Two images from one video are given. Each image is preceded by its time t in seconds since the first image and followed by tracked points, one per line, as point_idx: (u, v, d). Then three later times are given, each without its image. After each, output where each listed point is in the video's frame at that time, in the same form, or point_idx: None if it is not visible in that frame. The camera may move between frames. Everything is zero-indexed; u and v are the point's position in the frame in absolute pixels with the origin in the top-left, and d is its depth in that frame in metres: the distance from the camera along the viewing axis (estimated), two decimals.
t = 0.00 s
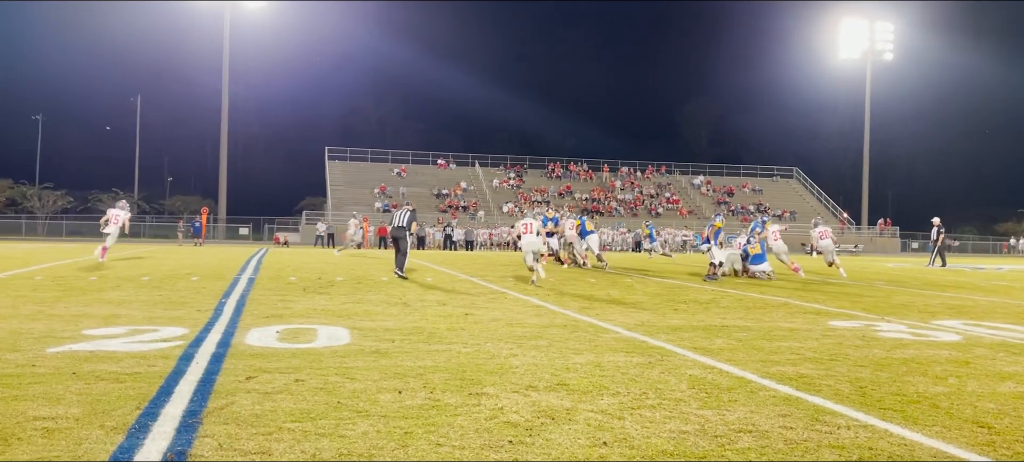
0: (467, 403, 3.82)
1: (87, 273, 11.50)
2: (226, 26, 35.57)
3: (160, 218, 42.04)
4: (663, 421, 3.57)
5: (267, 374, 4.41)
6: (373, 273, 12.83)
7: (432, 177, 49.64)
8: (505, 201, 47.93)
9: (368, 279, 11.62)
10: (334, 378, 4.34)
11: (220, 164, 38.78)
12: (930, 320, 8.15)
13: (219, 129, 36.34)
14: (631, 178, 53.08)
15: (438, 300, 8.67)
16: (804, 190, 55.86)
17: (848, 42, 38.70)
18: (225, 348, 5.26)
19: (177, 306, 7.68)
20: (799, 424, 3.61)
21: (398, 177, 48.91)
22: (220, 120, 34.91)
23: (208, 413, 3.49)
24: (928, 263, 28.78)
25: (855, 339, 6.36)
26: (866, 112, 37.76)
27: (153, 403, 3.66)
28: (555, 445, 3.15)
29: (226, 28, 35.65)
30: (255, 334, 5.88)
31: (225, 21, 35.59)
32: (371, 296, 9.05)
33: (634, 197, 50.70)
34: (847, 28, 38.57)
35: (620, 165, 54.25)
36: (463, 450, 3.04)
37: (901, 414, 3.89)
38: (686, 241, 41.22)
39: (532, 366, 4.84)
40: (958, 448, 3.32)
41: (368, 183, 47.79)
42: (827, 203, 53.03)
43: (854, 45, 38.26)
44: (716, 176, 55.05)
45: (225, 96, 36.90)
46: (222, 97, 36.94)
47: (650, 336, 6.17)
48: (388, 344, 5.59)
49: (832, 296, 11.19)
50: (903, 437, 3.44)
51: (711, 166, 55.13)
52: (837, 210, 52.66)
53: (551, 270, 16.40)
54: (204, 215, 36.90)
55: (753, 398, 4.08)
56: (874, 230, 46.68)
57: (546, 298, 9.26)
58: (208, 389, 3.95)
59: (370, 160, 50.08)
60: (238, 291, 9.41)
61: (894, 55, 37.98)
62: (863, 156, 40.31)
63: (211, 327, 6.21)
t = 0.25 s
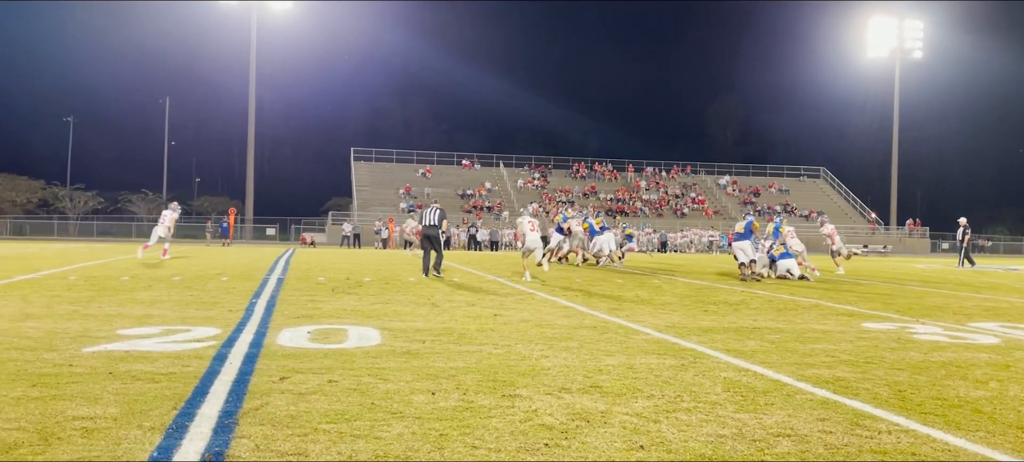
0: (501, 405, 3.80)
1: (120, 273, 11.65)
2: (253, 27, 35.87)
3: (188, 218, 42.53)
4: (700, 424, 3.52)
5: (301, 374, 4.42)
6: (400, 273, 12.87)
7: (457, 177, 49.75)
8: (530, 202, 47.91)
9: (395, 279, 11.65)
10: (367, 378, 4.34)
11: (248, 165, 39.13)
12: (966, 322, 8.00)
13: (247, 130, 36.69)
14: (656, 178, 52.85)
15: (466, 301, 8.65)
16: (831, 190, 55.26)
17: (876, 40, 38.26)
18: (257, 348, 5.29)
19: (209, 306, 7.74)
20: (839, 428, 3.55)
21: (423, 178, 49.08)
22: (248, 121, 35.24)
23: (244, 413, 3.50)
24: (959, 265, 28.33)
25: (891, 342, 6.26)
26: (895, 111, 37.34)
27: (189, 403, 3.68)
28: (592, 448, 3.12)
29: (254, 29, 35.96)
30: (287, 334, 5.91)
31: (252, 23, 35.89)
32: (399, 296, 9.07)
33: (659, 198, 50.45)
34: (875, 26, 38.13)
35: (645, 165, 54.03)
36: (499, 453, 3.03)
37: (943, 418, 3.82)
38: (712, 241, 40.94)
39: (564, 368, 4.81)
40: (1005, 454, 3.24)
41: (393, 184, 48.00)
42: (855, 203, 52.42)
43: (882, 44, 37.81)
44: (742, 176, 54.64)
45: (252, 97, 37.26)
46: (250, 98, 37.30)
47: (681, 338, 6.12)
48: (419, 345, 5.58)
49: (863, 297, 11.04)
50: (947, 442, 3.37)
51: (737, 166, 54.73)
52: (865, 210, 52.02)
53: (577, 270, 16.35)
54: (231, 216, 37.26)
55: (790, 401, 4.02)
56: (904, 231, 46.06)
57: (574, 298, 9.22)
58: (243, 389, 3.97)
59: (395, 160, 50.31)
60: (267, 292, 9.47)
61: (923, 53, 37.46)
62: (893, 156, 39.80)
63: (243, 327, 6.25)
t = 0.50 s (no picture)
0: (536, 407, 3.75)
1: (153, 273, 11.77)
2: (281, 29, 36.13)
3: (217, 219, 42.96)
4: (739, 428, 3.45)
5: (334, 374, 4.41)
6: (429, 274, 12.86)
7: (483, 178, 49.81)
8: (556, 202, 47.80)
9: (424, 279, 11.65)
10: (399, 379, 4.31)
11: (276, 165, 39.43)
12: (1007, 324, 7.81)
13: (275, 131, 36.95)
14: (683, 178, 52.53)
15: (496, 301, 8.60)
16: (861, 189, 54.56)
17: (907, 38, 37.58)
18: (290, 348, 5.30)
19: (240, 306, 7.77)
20: (882, 433, 3.46)
21: (449, 178, 49.20)
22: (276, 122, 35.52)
23: (279, 414, 3.49)
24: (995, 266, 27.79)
25: (930, 344, 6.12)
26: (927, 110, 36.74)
27: (225, 403, 3.68)
28: (630, 452, 3.06)
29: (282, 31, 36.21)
30: (318, 334, 5.92)
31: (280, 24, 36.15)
32: (429, 297, 9.06)
33: (687, 198, 50.10)
34: (906, 23, 37.45)
35: (672, 165, 53.74)
36: (536, 456, 2.98)
37: (991, 424, 3.71)
38: (740, 241, 40.59)
39: (597, 369, 4.76)
40: None
41: (420, 184, 48.16)
42: (886, 203, 51.70)
43: (914, 42, 37.15)
44: (770, 176, 54.14)
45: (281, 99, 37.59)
46: (279, 100, 37.65)
47: (716, 340, 6.03)
48: (450, 345, 5.55)
49: (898, 298, 10.85)
50: (996, 448, 3.27)
51: (766, 166, 54.23)
52: (896, 210, 51.29)
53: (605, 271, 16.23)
54: (260, 216, 37.58)
55: (831, 405, 3.94)
56: (936, 231, 45.35)
57: (604, 299, 9.13)
58: (277, 390, 3.97)
59: (422, 161, 50.47)
60: (298, 292, 9.50)
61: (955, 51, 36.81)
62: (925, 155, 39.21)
63: (275, 327, 6.27)
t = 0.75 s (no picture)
0: (572, 411, 3.68)
1: (185, 273, 11.87)
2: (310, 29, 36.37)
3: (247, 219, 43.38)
4: (781, 436, 3.36)
5: (366, 376, 4.38)
6: (457, 275, 12.83)
7: (510, 178, 49.82)
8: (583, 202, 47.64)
9: (453, 280, 11.63)
10: (432, 382, 4.27)
11: (304, 166, 39.71)
12: None
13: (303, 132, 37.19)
14: (711, 178, 52.12)
15: (526, 302, 8.52)
16: (893, 189, 53.75)
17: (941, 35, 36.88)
18: (322, 349, 5.29)
19: (271, 307, 7.78)
20: (930, 441, 3.35)
21: (476, 179, 49.25)
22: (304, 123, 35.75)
23: (312, 417, 3.47)
24: None
25: (973, 348, 5.96)
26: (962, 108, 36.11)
27: (259, 405, 3.66)
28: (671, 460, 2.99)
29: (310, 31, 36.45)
30: (349, 336, 5.90)
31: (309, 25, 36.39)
32: (458, 298, 9.01)
33: (715, 198, 49.69)
34: (940, 20, 36.75)
35: (700, 165, 53.36)
36: None
37: None
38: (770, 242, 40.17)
39: (632, 373, 4.68)
40: None
41: (447, 185, 48.26)
42: (919, 202, 50.88)
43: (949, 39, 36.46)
44: (800, 175, 53.55)
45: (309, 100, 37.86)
46: (307, 101, 37.95)
47: (751, 342, 5.92)
48: (481, 347, 5.49)
49: (935, 300, 10.62)
50: None
51: (796, 165, 53.65)
52: (929, 210, 50.46)
53: (634, 272, 16.08)
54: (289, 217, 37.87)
55: (875, 411, 3.83)
56: (970, 231, 44.53)
57: (635, 301, 9.02)
58: (310, 392, 3.94)
59: (449, 161, 50.59)
60: (328, 292, 9.51)
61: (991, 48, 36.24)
62: (959, 154, 38.50)
63: (306, 328, 6.27)
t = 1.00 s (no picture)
0: (605, 419, 3.61)
1: (216, 274, 11.96)
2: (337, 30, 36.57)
3: (275, 220, 43.73)
4: (823, 446, 3.27)
5: (396, 381, 4.34)
6: (485, 277, 12.80)
7: (536, 179, 49.77)
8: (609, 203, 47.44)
9: (480, 281, 11.60)
10: (463, 387, 4.21)
11: (331, 167, 39.96)
12: None
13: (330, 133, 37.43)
14: (739, 178, 51.70)
15: (555, 304, 8.44)
16: (925, 188, 52.95)
17: (974, 32, 36.33)
18: (351, 353, 5.26)
19: (300, 309, 7.77)
20: (978, 453, 3.24)
21: (502, 179, 49.27)
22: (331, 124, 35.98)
23: (343, 423, 3.43)
24: None
25: (1017, 354, 5.79)
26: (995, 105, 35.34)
27: (289, 411, 3.63)
28: None
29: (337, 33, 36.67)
30: (378, 338, 5.87)
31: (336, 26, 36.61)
32: (486, 299, 8.96)
33: (743, 198, 49.26)
34: (973, 17, 36.24)
35: (728, 165, 52.96)
36: None
37: None
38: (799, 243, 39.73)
39: (666, 379, 4.59)
40: None
41: (472, 185, 48.33)
42: (952, 202, 50.06)
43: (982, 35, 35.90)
44: (829, 175, 52.94)
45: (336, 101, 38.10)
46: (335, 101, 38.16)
47: (786, 347, 5.81)
48: (511, 351, 5.43)
49: (973, 303, 10.40)
50: None
51: (825, 165, 53.06)
52: (962, 210, 49.63)
53: (663, 274, 15.96)
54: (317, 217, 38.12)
55: (918, 420, 3.72)
56: (1005, 231, 43.73)
57: (665, 304, 8.91)
58: (340, 397, 3.91)
59: (475, 162, 50.65)
60: (356, 294, 9.51)
61: None
62: (993, 153, 37.81)
63: (335, 331, 6.25)
